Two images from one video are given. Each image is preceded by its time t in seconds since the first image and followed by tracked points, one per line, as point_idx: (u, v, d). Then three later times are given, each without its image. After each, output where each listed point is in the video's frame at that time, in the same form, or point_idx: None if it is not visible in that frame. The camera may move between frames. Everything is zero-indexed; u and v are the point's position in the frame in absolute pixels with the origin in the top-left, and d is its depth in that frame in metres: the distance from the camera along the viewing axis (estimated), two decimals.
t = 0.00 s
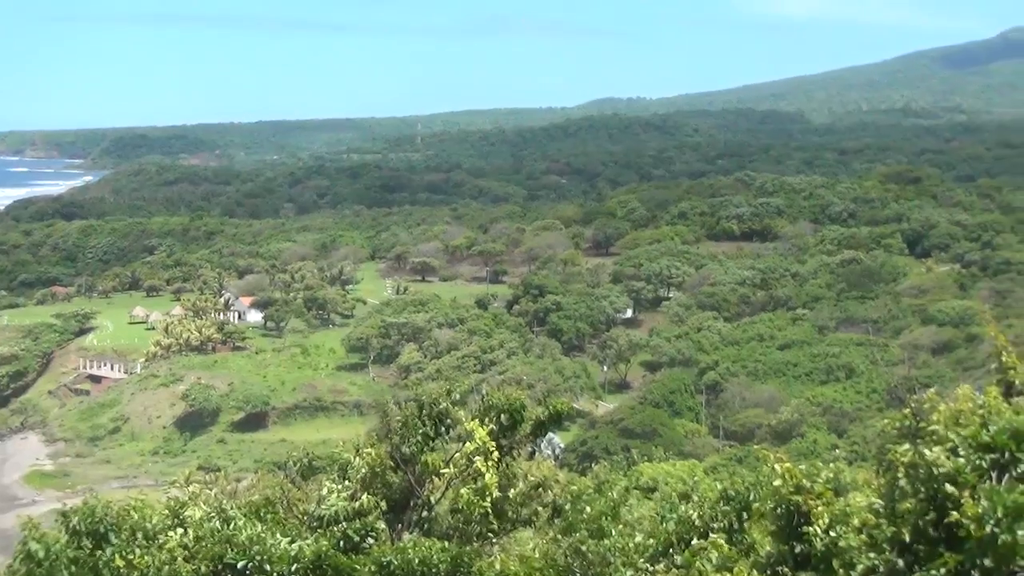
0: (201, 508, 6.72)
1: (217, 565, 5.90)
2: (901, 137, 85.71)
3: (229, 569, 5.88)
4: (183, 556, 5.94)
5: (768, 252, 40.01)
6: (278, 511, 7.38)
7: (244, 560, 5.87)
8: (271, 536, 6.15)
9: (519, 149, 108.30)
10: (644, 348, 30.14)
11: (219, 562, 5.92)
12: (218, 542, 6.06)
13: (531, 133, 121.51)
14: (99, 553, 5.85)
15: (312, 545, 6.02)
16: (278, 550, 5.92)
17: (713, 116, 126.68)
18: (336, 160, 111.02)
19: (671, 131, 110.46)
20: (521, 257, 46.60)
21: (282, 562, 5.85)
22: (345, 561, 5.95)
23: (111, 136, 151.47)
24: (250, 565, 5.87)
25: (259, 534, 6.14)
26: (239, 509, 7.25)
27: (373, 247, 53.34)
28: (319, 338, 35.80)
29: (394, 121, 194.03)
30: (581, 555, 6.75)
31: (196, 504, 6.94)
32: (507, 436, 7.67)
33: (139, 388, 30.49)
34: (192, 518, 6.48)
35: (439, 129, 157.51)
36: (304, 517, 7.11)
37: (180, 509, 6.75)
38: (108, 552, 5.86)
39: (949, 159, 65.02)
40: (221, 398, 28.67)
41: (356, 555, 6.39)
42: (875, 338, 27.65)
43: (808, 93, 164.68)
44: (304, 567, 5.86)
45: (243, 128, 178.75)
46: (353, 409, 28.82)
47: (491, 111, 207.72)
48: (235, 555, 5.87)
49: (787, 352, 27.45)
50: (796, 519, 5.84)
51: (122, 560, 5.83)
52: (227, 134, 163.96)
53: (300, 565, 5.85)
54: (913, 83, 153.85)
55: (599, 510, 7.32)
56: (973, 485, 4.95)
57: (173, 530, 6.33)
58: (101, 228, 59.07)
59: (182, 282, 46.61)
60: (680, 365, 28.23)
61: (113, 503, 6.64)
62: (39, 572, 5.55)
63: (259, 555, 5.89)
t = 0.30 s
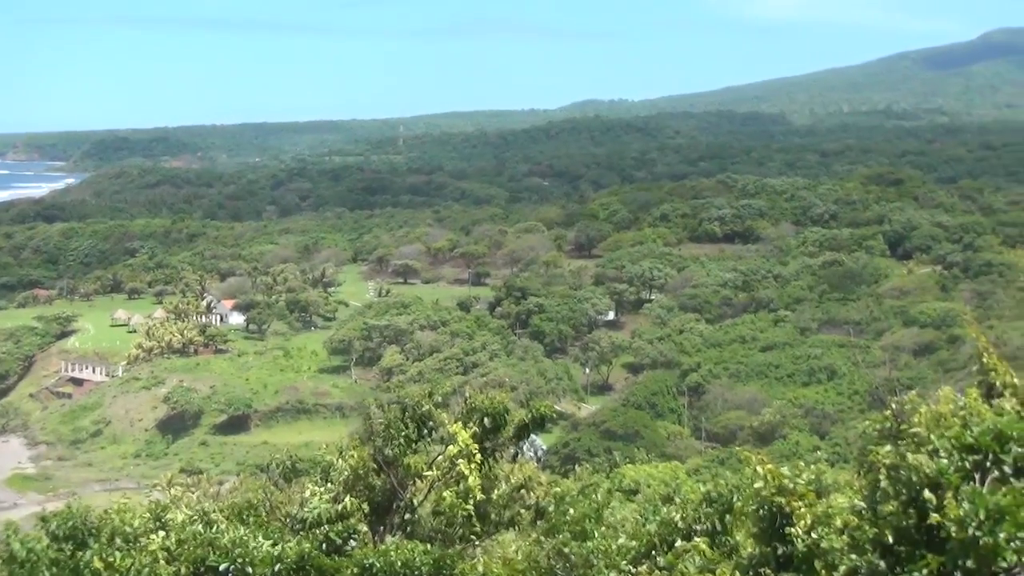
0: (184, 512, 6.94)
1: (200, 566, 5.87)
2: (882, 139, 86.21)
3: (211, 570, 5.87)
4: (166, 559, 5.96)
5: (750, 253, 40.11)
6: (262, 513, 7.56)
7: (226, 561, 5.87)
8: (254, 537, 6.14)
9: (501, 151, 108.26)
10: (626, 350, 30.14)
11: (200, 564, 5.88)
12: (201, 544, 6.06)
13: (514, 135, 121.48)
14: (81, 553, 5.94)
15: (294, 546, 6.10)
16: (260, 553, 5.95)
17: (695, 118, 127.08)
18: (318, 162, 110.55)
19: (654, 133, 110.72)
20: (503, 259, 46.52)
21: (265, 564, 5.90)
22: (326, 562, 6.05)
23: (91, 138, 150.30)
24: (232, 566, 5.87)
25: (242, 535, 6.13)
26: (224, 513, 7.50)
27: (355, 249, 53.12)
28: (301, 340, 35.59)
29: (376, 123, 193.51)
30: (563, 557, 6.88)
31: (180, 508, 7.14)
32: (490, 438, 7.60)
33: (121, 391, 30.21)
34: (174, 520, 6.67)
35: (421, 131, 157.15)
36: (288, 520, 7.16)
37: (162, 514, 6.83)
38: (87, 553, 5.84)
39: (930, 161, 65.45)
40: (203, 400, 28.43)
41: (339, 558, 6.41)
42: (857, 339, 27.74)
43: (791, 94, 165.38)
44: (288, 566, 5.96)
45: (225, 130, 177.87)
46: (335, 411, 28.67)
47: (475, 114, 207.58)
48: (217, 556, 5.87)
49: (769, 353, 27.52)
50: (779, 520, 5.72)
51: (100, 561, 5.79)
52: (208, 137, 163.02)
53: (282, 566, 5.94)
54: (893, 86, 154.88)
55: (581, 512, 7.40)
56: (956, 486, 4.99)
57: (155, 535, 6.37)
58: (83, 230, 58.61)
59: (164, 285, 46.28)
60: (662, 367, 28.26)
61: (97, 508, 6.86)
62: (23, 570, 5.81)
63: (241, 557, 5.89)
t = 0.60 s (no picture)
0: (166, 515, 6.88)
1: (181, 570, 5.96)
2: (862, 139, 86.69)
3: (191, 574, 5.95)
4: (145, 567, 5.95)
5: (732, 254, 40.28)
6: (246, 517, 7.51)
7: (209, 564, 5.94)
8: (237, 540, 6.18)
9: (484, 153, 108.21)
10: (608, 351, 30.15)
11: (181, 567, 5.97)
12: (184, 546, 6.14)
13: (495, 137, 121.45)
14: (61, 556, 5.95)
15: (277, 548, 6.11)
16: (243, 556, 5.98)
17: (677, 119, 127.46)
18: (299, 164, 110.17)
19: (635, 134, 110.97)
20: (485, 260, 46.43)
21: (248, 567, 5.94)
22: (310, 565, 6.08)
23: (71, 141, 149.14)
24: (214, 568, 5.94)
25: (225, 538, 6.18)
26: (207, 515, 7.51)
27: (337, 252, 52.94)
28: (283, 343, 35.41)
29: (358, 125, 192.99)
30: (547, 559, 6.94)
31: (161, 512, 7.13)
32: (473, 440, 7.54)
33: (103, 394, 29.96)
34: (156, 524, 6.60)
35: (403, 134, 156.85)
36: (270, 522, 7.14)
37: (144, 516, 6.87)
38: (69, 555, 5.98)
39: (911, 162, 65.85)
40: (185, 404, 28.19)
41: (323, 560, 6.45)
42: (838, 340, 27.84)
43: (772, 95, 166.14)
44: (272, 568, 5.99)
45: (206, 133, 176.95)
46: (317, 414, 28.48)
47: (456, 116, 207.49)
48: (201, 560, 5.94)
49: (752, 354, 27.62)
50: (760, 519, 5.74)
51: (83, 563, 5.97)
52: (189, 140, 162.21)
53: (265, 568, 5.97)
54: (873, 87, 155.82)
55: (566, 513, 7.38)
56: (936, 487, 4.96)
57: (135, 538, 6.38)
58: (63, 233, 58.18)
59: (145, 287, 45.97)
60: (644, 368, 28.30)
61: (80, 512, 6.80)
62: (3, 573, 5.79)
63: (224, 560, 5.95)
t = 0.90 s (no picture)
0: (146, 519, 6.82)
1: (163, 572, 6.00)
2: (843, 142, 87.12)
3: None
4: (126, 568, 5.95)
5: (713, 257, 40.41)
6: (227, 522, 7.44)
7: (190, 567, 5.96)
8: (218, 544, 6.20)
9: (465, 156, 108.10)
10: (590, 354, 30.15)
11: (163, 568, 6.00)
12: (165, 549, 6.14)
13: (477, 140, 121.40)
14: (44, 558, 5.97)
15: (259, 553, 6.16)
16: (225, 559, 5.99)
17: (658, 122, 127.78)
18: (280, 168, 109.68)
19: (616, 137, 111.14)
20: (467, 263, 46.33)
21: (229, 570, 5.95)
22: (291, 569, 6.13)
23: (51, 145, 147.90)
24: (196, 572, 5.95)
25: (207, 542, 6.18)
26: (188, 519, 7.49)
27: (319, 255, 52.69)
28: (264, 346, 35.18)
29: (339, 129, 192.38)
30: (528, 563, 7.12)
31: (142, 515, 7.06)
32: (455, 443, 7.44)
33: (84, 398, 29.68)
34: (136, 527, 6.54)
35: (384, 137, 156.46)
36: (253, 526, 7.09)
37: (125, 520, 6.85)
38: (50, 557, 5.99)
39: (891, 165, 66.25)
40: (166, 407, 27.95)
41: (304, 564, 6.41)
42: (819, 342, 27.96)
43: (753, 98, 166.82)
44: (254, 570, 6.03)
45: (186, 136, 175.87)
46: (299, 417, 28.27)
47: (438, 119, 207.26)
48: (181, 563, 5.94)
49: (733, 357, 27.74)
50: (742, 521, 5.61)
51: (64, 564, 5.99)
52: (169, 143, 161.15)
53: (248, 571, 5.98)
54: (853, 90, 156.72)
55: (547, 515, 7.45)
56: (915, 490, 4.94)
57: (117, 540, 6.37)
58: (43, 237, 57.71)
59: (127, 291, 45.60)
60: (626, 370, 28.31)
61: (60, 513, 6.74)
62: None
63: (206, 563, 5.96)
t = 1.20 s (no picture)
0: (127, 523, 6.87)
1: None
2: (822, 144, 87.63)
3: None
4: (105, 570, 5.99)
5: (694, 259, 40.52)
6: (207, 524, 7.40)
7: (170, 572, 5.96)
8: (200, 547, 6.25)
9: (446, 158, 107.95)
10: (570, 356, 30.16)
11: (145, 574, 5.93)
12: (144, 554, 6.19)
13: (458, 142, 121.29)
14: (23, 558, 5.89)
15: (240, 555, 6.19)
16: (207, 562, 6.02)
17: (638, 124, 128.05)
18: (261, 170, 109.17)
19: (597, 139, 111.25)
20: (448, 266, 46.19)
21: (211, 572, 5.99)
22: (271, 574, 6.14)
23: (30, 148, 146.57)
24: None
25: (188, 545, 6.25)
26: (169, 522, 7.43)
27: (299, 257, 52.39)
28: (245, 349, 34.96)
29: (320, 131, 191.67)
30: (509, 565, 7.07)
31: (122, 519, 7.08)
32: (436, 446, 7.39)
33: (64, 401, 29.39)
34: (117, 531, 6.59)
35: (365, 139, 155.97)
36: (234, 529, 7.07)
37: (105, 524, 6.83)
38: (29, 557, 5.90)
39: (871, 166, 66.64)
40: (147, 410, 27.71)
41: (284, 566, 6.40)
42: (799, 344, 28.07)
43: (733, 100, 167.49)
44: (236, 572, 6.07)
45: (165, 139, 174.64)
46: (280, 419, 28.10)
47: (419, 121, 206.91)
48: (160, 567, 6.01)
49: (713, 358, 27.82)
50: (723, 523, 5.56)
51: (42, 565, 5.90)
52: (149, 145, 160.18)
53: None
54: (833, 92, 157.58)
55: (529, 517, 7.43)
56: (893, 490, 4.93)
57: (98, 543, 6.35)
58: (23, 241, 57.24)
59: (107, 294, 45.21)
60: (607, 372, 28.28)
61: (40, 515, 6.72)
62: None
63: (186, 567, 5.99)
